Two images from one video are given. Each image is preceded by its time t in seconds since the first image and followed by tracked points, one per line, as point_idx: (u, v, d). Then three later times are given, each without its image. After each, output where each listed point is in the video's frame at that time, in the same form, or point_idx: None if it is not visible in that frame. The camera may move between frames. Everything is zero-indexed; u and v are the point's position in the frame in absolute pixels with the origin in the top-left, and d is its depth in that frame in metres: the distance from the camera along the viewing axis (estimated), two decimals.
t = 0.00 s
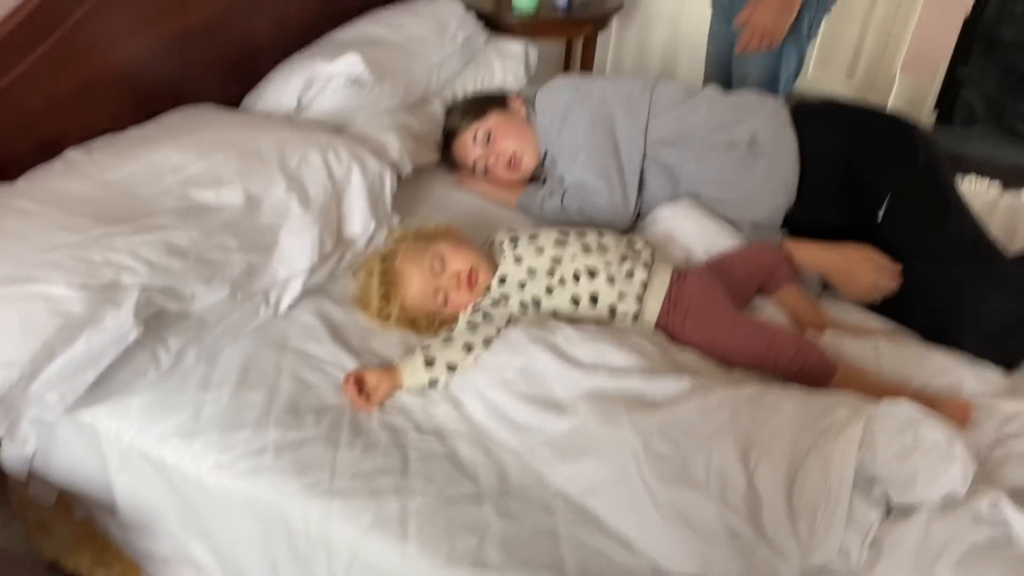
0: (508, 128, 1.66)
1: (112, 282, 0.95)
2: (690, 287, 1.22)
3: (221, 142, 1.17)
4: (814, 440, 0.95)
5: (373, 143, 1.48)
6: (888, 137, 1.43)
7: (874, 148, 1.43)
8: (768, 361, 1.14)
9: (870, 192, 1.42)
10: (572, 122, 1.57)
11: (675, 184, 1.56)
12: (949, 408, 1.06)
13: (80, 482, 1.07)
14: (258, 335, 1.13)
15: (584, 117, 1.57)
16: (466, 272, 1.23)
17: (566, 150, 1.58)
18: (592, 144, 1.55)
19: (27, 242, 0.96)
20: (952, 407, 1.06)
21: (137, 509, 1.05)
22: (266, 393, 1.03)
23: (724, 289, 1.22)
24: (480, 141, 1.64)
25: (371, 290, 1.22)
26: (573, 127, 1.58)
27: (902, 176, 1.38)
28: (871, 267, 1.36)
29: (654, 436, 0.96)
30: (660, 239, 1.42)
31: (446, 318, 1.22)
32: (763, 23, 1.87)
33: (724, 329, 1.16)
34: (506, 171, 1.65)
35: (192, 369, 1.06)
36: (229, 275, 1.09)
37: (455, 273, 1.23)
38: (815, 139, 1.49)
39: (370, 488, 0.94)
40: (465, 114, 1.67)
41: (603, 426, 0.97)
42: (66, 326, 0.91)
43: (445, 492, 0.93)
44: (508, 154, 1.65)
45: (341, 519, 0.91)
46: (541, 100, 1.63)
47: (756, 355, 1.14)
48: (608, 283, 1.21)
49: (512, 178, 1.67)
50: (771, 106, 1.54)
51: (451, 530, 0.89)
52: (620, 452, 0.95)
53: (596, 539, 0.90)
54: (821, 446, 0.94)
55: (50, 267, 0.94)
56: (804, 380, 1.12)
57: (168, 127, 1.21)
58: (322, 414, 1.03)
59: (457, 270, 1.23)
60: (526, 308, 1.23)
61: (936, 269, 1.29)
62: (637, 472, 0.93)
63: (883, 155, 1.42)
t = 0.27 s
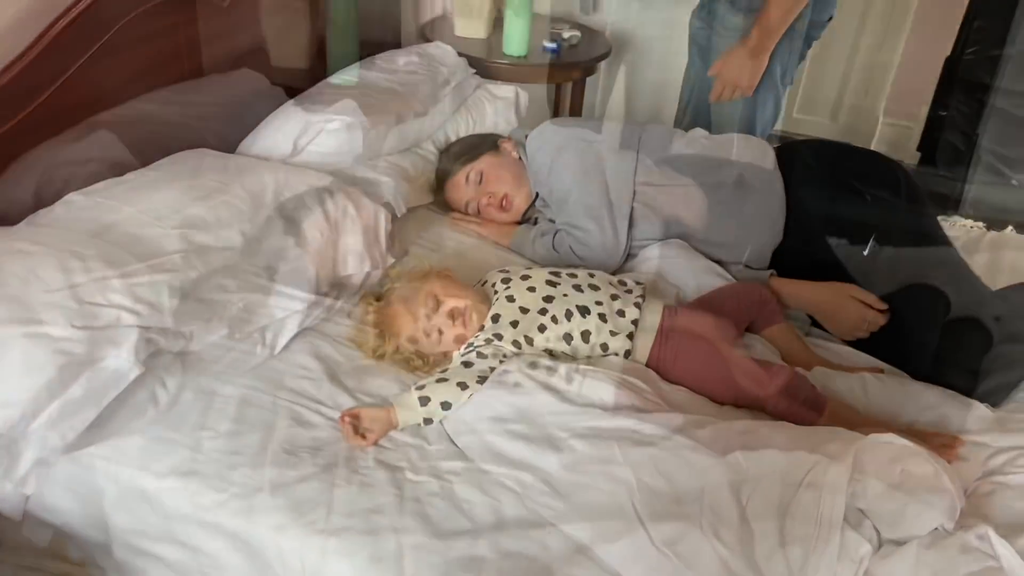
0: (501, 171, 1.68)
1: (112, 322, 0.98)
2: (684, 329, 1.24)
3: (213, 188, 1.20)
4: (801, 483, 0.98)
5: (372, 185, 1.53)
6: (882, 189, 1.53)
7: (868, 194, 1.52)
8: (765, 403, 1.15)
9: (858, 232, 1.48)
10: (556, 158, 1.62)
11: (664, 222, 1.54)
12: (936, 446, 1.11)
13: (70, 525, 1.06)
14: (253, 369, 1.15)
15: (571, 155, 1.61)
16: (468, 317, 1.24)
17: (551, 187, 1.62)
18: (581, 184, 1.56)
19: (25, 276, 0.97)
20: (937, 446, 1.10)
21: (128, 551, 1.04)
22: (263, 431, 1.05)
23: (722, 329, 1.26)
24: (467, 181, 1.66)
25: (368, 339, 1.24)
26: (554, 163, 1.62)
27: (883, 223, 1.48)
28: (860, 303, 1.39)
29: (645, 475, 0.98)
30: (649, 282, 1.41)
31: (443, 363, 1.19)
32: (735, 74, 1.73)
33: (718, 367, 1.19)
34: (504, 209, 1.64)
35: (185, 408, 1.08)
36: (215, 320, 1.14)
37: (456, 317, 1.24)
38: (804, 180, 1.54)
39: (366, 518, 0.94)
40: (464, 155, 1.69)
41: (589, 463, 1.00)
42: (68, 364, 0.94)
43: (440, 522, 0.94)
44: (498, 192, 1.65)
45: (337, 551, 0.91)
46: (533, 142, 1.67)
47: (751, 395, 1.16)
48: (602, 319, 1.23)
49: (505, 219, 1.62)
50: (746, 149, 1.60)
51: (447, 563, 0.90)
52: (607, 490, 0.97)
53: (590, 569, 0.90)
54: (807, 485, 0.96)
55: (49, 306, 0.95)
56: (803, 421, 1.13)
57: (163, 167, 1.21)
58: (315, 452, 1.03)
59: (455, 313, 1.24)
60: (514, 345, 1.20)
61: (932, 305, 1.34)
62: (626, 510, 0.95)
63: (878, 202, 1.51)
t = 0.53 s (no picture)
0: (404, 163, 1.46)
1: (147, 297, 0.96)
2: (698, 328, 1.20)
3: (229, 201, 1.22)
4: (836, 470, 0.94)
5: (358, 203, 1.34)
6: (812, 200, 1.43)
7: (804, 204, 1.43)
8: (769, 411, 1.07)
9: (867, 236, 1.35)
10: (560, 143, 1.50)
11: (695, 228, 1.41)
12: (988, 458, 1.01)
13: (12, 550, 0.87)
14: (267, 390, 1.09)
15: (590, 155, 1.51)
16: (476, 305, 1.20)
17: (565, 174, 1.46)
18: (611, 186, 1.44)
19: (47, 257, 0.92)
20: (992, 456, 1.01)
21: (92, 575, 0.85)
22: (284, 442, 1.01)
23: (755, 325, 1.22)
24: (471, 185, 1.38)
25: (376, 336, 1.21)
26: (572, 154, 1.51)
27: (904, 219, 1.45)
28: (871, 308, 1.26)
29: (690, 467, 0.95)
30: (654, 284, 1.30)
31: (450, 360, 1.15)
32: (712, 85, 1.78)
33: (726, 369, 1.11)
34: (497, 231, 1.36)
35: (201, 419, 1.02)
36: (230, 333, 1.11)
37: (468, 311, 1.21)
38: (796, 188, 1.46)
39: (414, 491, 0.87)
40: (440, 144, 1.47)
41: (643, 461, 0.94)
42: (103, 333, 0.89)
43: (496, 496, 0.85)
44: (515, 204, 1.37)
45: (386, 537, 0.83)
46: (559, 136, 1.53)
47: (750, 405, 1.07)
48: (613, 340, 1.14)
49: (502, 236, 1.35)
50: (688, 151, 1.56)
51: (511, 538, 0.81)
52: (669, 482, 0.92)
53: (673, 541, 0.81)
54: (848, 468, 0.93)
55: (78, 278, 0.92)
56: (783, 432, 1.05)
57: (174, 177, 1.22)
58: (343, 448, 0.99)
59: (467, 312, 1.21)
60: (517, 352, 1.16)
61: (951, 300, 1.22)
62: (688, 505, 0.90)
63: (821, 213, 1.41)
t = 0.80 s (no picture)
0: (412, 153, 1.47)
1: (187, 302, 0.92)
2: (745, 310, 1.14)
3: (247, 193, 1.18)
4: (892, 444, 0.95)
5: (376, 194, 1.29)
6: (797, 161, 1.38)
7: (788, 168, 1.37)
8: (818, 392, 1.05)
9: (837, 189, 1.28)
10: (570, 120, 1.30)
11: (735, 220, 1.29)
12: None
13: None
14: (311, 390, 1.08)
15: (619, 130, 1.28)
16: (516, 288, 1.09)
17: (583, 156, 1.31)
18: (652, 162, 1.26)
19: (76, 252, 0.84)
20: None
21: None
22: (334, 441, 0.99)
23: (817, 311, 1.15)
24: (495, 168, 1.12)
25: (406, 326, 1.22)
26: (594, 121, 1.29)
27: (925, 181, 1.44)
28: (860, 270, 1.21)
29: (756, 443, 0.92)
30: (696, 259, 1.26)
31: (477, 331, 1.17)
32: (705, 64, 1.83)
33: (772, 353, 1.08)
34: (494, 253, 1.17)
35: (250, 425, 1.00)
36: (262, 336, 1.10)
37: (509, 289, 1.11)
38: (785, 165, 1.40)
39: (487, 476, 0.81)
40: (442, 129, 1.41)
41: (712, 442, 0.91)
42: (149, 338, 0.84)
43: (572, 484, 0.79)
44: (560, 171, 1.06)
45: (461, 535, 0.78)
46: (587, 104, 1.30)
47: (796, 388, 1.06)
48: (659, 326, 1.09)
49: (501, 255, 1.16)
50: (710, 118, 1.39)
51: (598, 530, 0.76)
52: (740, 466, 0.88)
53: (772, 519, 0.74)
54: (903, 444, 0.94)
55: (116, 275, 0.84)
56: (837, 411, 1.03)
57: (200, 158, 1.18)
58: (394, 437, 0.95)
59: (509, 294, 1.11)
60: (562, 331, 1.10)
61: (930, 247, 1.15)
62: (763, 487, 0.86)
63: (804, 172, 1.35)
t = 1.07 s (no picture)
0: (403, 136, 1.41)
1: (197, 301, 0.88)
2: (766, 278, 1.10)
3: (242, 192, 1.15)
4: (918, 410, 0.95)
5: (374, 182, 1.24)
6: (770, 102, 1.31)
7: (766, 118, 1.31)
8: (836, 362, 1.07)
9: (820, 140, 1.23)
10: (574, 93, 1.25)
11: (751, 194, 1.25)
12: None
13: None
14: (325, 382, 1.04)
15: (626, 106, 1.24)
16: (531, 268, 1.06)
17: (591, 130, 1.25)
18: (664, 136, 1.23)
19: (81, 255, 0.79)
20: None
21: None
22: (355, 436, 0.96)
23: (834, 283, 1.09)
24: (505, 146, 1.10)
25: (414, 312, 1.19)
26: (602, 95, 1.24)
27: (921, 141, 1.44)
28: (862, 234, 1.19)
29: (788, 414, 0.91)
30: (706, 232, 1.27)
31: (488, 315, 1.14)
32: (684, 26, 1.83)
33: (792, 324, 1.07)
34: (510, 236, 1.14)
35: (268, 424, 0.97)
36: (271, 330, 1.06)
37: (524, 267, 1.07)
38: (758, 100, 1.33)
39: (526, 468, 0.79)
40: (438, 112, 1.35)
41: (745, 416, 0.90)
42: (164, 342, 0.80)
43: (616, 473, 0.78)
44: (579, 140, 1.04)
45: (504, 529, 0.76)
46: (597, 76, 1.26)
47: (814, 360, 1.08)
48: (677, 303, 1.07)
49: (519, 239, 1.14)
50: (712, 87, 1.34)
51: (645, 517, 0.75)
52: (779, 439, 0.87)
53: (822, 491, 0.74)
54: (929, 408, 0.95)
55: (124, 278, 0.80)
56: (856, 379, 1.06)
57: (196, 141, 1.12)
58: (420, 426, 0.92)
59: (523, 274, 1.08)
60: (579, 309, 1.08)
61: (920, 192, 1.10)
62: (800, 460, 0.86)
63: (781, 121, 1.29)
